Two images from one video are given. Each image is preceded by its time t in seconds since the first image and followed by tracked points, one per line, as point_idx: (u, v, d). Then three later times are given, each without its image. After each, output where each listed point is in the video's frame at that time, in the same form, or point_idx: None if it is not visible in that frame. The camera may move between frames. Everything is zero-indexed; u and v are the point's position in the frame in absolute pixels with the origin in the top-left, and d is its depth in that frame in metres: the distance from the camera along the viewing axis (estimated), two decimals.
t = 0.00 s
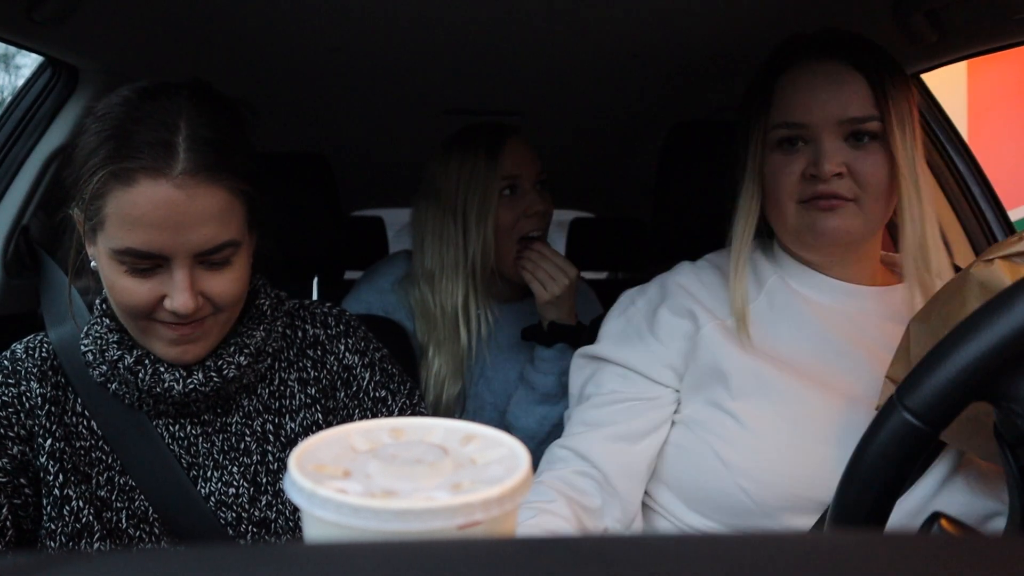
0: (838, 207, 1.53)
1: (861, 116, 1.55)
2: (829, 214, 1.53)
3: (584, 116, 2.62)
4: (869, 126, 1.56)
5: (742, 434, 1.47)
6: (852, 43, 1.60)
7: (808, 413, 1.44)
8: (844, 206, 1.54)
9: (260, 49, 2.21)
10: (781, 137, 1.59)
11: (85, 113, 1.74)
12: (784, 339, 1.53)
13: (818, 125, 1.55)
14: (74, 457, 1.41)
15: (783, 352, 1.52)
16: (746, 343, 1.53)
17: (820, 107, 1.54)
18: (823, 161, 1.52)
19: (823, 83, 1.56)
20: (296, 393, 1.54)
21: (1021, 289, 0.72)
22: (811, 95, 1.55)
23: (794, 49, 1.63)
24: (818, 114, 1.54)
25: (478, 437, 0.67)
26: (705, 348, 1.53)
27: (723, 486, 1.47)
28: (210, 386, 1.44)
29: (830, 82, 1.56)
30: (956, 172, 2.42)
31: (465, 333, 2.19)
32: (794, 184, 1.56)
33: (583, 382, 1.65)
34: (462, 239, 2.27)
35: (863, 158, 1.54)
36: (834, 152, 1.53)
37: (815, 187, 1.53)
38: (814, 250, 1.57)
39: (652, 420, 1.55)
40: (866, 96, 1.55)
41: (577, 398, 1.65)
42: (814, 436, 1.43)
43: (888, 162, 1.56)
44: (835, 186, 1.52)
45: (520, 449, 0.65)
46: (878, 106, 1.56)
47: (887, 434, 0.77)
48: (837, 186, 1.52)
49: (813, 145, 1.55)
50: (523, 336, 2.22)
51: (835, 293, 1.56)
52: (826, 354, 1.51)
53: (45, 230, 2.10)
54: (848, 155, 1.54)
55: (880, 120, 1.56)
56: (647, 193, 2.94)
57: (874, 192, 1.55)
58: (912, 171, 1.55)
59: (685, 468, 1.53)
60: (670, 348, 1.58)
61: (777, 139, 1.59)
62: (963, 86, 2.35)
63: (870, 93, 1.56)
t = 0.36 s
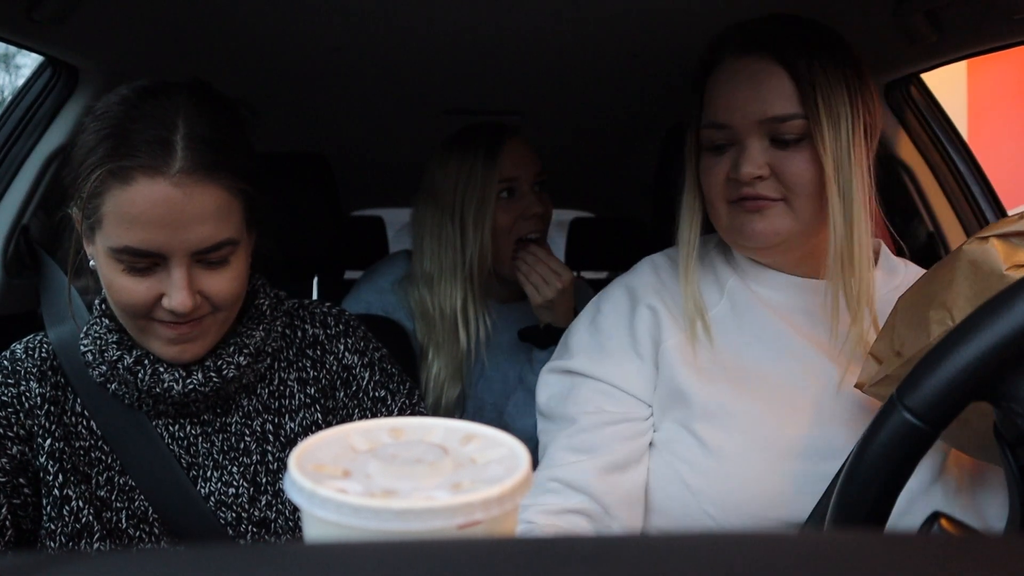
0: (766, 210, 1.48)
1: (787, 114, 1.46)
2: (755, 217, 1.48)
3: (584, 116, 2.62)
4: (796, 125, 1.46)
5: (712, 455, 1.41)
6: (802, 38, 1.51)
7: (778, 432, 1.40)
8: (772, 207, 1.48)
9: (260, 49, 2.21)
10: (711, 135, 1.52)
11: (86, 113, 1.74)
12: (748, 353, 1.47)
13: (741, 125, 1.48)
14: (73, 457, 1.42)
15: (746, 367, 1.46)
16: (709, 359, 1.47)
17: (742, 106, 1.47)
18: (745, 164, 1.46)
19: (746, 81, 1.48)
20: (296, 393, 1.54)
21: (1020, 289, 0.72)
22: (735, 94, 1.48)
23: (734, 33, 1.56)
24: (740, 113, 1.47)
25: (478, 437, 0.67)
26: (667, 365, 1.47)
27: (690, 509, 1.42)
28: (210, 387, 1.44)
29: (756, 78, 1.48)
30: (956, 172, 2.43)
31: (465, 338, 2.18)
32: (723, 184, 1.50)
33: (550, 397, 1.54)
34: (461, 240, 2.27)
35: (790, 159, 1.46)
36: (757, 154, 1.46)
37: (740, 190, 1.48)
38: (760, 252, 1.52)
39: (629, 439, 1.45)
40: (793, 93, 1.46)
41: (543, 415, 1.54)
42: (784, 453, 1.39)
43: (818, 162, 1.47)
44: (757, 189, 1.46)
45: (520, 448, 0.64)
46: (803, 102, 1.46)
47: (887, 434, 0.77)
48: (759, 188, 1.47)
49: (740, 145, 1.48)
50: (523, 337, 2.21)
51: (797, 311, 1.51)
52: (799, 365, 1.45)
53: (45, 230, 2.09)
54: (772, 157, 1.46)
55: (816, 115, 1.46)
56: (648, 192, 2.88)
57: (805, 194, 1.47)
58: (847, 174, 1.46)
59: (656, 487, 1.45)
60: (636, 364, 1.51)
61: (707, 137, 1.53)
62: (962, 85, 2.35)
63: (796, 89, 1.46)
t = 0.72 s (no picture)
0: (741, 220, 1.51)
1: (760, 125, 1.48)
2: (732, 226, 1.51)
3: (584, 115, 2.62)
4: (768, 136, 1.48)
5: (715, 461, 1.41)
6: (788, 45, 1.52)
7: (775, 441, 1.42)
8: (746, 216, 1.51)
9: (260, 49, 2.21)
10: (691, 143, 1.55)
11: (86, 113, 1.74)
12: (748, 360, 1.47)
13: (716, 137, 1.50)
14: (73, 457, 1.42)
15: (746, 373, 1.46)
16: (711, 364, 1.48)
17: (717, 118, 1.49)
18: (720, 175, 1.48)
19: (722, 92, 1.49)
20: (296, 393, 1.54)
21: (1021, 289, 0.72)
22: (711, 105, 1.50)
23: (722, 36, 1.56)
24: (715, 125, 1.50)
25: (478, 437, 0.67)
26: (676, 366, 1.46)
27: (688, 514, 1.41)
28: (210, 386, 1.44)
29: (731, 89, 1.49)
30: (955, 172, 2.43)
31: (466, 342, 2.18)
32: (701, 193, 1.53)
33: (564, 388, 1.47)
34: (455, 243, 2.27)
35: (763, 170, 1.49)
36: (731, 165, 1.49)
37: (717, 200, 1.51)
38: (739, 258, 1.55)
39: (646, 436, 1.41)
40: (766, 104, 1.48)
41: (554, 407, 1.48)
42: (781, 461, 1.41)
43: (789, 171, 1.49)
44: (733, 199, 1.49)
45: (520, 448, 0.64)
46: (773, 113, 1.48)
47: (887, 434, 0.77)
48: (735, 199, 1.50)
49: (716, 156, 1.51)
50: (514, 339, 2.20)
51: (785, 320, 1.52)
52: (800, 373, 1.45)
53: (45, 230, 2.09)
54: (746, 168, 1.49)
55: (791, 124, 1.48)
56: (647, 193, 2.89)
57: (778, 202, 1.50)
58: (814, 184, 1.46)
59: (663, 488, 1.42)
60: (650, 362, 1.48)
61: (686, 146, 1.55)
62: (962, 85, 2.35)
63: (768, 99, 1.48)
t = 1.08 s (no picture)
0: (777, 217, 1.47)
1: (800, 122, 1.45)
2: (766, 222, 1.48)
3: (584, 115, 2.62)
4: (808, 133, 1.45)
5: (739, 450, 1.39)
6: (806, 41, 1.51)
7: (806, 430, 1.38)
8: (782, 213, 1.47)
9: (260, 48, 2.21)
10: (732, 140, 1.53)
11: (86, 113, 1.74)
12: (768, 348, 1.45)
13: (754, 133, 1.48)
14: (74, 457, 1.42)
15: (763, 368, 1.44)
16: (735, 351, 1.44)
17: (754, 114, 1.48)
18: (757, 171, 1.45)
19: (759, 88, 1.48)
20: (296, 393, 1.54)
21: (1020, 290, 0.72)
22: (750, 101, 1.49)
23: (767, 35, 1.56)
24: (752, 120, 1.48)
25: (478, 437, 0.67)
26: (692, 358, 1.43)
27: (711, 499, 1.40)
28: (210, 387, 1.44)
29: (774, 85, 1.47)
30: (955, 173, 2.43)
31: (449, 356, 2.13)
32: (738, 189, 1.50)
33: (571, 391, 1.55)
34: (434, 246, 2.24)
35: (801, 167, 1.45)
36: (767, 161, 1.46)
37: (753, 195, 1.48)
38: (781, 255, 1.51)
39: (643, 435, 1.45)
40: (805, 100, 1.45)
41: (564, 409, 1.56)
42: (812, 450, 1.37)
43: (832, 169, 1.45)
44: (768, 196, 1.46)
45: (520, 448, 0.64)
46: (813, 109, 1.44)
47: (887, 434, 0.78)
48: (771, 194, 1.46)
49: (754, 152, 1.48)
50: (500, 346, 2.18)
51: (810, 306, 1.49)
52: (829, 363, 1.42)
53: (45, 230, 2.09)
54: (783, 164, 1.46)
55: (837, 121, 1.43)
56: (647, 193, 2.89)
57: (818, 203, 1.46)
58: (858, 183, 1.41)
59: (672, 478, 1.45)
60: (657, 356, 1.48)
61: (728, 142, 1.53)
62: (962, 85, 2.35)
63: (807, 95, 1.45)
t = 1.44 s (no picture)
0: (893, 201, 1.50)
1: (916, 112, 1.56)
2: (886, 208, 1.49)
3: (583, 114, 2.63)
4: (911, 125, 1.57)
5: (755, 475, 1.37)
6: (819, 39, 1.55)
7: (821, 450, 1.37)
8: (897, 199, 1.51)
9: (259, 46, 2.21)
10: (845, 115, 1.50)
11: (86, 113, 1.74)
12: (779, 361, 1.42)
13: (892, 111, 1.50)
14: (71, 455, 1.41)
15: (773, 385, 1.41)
16: (742, 374, 1.42)
17: (898, 94, 1.51)
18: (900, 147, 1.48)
19: (887, 69, 1.51)
20: (294, 391, 1.54)
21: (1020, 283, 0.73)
22: (881, 79, 1.50)
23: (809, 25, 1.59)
24: (892, 99, 1.50)
25: (476, 434, 0.67)
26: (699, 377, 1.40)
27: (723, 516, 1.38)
28: (207, 385, 1.44)
29: (873, 65, 1.52)
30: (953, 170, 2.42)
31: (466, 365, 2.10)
32: (857, 169, 1.48)
33: (571, 425, 1.46)
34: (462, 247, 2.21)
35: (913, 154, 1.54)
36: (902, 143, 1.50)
37: (879, 175, 1.49)
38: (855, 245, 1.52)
39: (655, 466, 1.39)
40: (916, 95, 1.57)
41: (558, 444, 1.47)
42: (829, 470, 1.36)
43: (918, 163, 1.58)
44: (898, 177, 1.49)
45: (518, 445, 0.64)
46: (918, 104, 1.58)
47: (886, 427, 0.76)
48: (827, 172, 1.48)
49: (880, 130, 1.50)
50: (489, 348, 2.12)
51: (813, 330, 1.47)
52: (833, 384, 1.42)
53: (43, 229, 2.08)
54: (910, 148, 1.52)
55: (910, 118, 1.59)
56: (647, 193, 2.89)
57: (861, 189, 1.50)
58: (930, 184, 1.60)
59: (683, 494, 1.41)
60: (665, 382, 1.43)
61: (843, 114, 1.50)
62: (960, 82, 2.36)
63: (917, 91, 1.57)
